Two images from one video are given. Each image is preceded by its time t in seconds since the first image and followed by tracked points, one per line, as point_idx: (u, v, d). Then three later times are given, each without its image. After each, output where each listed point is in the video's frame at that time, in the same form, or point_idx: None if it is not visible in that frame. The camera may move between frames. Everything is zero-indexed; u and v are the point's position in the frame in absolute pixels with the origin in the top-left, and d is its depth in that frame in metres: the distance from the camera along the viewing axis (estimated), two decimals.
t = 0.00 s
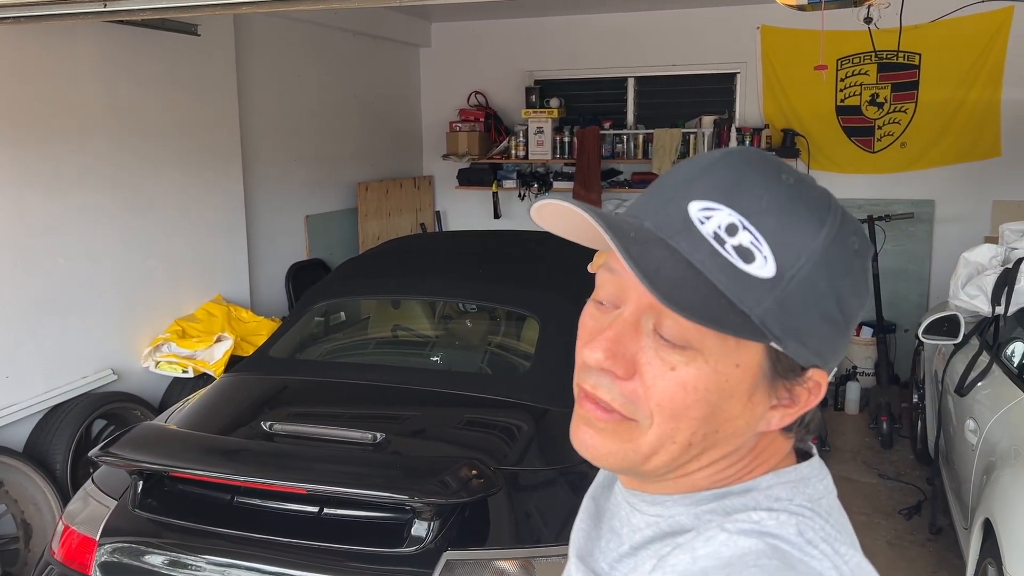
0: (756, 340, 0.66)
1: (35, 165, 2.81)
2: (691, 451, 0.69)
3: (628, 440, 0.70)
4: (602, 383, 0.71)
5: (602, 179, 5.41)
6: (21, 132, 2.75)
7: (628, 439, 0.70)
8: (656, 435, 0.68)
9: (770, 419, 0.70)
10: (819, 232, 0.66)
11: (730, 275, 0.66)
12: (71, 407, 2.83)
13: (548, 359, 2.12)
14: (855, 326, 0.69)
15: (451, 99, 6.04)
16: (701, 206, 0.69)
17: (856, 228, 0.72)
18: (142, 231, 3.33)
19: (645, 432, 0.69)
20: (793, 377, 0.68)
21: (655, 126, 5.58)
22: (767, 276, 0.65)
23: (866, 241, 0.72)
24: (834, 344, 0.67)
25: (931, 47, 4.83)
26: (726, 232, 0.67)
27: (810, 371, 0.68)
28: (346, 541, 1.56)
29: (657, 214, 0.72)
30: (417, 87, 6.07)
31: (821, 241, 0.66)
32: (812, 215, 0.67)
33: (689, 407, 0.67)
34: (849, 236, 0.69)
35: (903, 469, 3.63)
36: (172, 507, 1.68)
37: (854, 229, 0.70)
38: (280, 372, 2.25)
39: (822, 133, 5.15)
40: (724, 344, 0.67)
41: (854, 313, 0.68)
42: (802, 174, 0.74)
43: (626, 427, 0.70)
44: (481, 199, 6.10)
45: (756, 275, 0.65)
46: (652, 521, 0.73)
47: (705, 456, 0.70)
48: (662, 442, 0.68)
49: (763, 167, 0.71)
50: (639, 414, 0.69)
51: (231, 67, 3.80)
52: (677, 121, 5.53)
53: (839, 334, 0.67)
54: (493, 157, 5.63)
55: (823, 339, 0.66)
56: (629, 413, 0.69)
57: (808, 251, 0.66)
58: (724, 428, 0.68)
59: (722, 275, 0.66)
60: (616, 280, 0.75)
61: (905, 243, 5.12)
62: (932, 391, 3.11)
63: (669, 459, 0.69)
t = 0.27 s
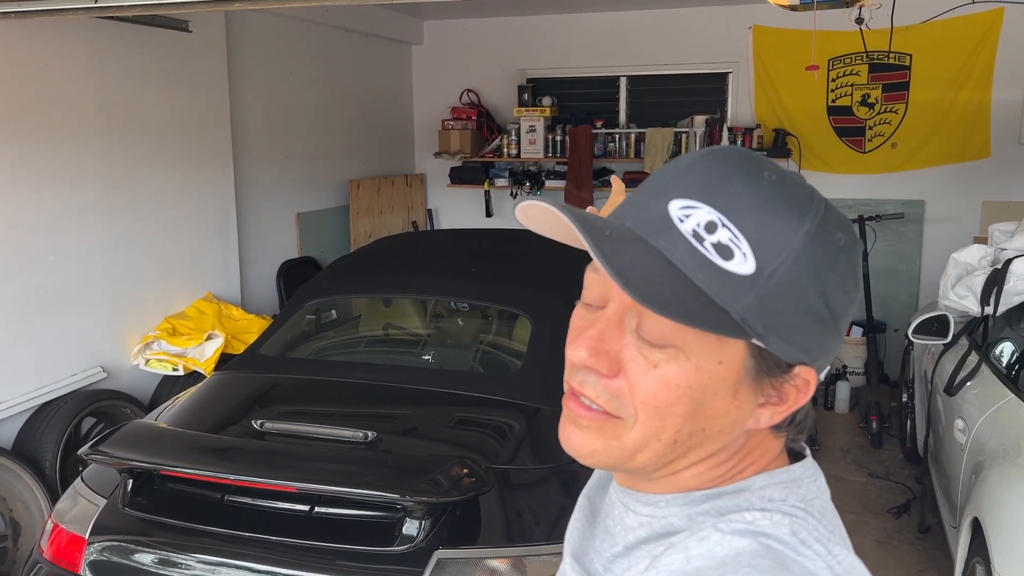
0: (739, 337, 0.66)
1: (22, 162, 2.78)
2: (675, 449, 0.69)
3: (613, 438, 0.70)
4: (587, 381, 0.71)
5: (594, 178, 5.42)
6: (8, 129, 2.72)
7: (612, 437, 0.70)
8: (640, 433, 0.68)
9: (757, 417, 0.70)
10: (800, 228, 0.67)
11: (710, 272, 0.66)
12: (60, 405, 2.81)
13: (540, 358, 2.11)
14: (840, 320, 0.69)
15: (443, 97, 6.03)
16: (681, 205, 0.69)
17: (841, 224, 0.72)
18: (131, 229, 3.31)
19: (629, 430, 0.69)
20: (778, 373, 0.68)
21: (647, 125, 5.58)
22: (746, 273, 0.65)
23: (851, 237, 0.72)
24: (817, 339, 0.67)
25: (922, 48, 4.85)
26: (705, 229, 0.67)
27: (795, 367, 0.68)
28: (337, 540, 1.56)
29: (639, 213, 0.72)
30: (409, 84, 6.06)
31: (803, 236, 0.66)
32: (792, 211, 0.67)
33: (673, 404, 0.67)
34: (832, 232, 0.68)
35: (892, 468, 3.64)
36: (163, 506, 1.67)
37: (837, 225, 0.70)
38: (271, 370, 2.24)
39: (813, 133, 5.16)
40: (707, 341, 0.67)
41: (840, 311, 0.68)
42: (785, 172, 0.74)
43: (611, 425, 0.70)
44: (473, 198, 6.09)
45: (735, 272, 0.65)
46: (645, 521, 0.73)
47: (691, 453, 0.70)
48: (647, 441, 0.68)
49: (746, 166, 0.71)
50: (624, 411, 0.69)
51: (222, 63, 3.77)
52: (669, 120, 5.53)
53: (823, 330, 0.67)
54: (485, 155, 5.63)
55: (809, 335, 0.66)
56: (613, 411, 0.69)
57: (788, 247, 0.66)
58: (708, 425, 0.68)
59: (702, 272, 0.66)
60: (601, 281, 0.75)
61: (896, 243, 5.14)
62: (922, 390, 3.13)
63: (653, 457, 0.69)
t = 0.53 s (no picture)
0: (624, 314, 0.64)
1: (11, 161, 2.77)
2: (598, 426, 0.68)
3: (560, 411, 0.71)
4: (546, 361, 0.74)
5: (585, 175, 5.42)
6: None
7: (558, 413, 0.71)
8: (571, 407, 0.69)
9: (655, 398, 0.64)
10: (676, 195, 0.62)
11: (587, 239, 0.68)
12: (49, 403, 2.80)
13: (530, 358, 2.11)
14: (729, 296, 0.60)
15: (435, 95, 6.02)
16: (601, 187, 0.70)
17: (771, 201, 0.62)
18: (121, 227, 3.30)
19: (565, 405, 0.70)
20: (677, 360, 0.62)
21: (638, 124, 5.58)
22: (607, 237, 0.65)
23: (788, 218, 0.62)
24: (674, 307, 0.61)
25: (912, 48, 4.87)
26: (597, 216, 0.67)
27: (655, 335, 0.63)
28: (327, 539, 1.55)
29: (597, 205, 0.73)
30: (400, 82, 6.04)
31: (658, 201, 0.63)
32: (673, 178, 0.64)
33: (585, 383, 0.67)
34: (705, 196, 0.62)
35: (880, 466, 3.66)
36: (151, 505, 1.66)
37: (753, 199, 0.62)
38: (262, 368, 2.23)
39: (804, 132, 5.18)
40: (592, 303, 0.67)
41: (721, 284, 0.60)
42: (745, 160, 0.67)
43: (557, 403, 0.71)
44: (464, 195, 6.08)
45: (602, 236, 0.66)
46: (640, 524, 0.65)
47: (603, 423, 0.68)
48: (561, 402, 0.70)
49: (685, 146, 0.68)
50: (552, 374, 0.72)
51: (213, 61, 3.76)
52: (661, 118, 5.54)
53: (690, 302, 0.60)
54: (476, 153, 5.62)
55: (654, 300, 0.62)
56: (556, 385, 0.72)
57: (650, 213, 0.63)
58: (608, 397, 0.66)
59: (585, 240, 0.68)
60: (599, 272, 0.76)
61: (885, 242, 5.16)
62: (910, 389, 3.15)
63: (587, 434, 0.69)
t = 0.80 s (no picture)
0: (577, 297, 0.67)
1: None
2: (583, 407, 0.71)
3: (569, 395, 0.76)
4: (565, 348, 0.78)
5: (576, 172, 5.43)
6: None
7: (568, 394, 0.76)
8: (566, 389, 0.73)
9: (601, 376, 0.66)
10: (615, 178, 0.66)
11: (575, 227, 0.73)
12: (37, 398, 2.78)
13: (521, 353, 2.11)
14: (634, 269, 0.61)
15: (425, 91, 6.01)
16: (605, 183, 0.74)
17: (691, 179, 0.62)
18: (109, 221, 3.28)
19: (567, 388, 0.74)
20: (607, 339, 0.64)
21: (629, 121, 5.59)
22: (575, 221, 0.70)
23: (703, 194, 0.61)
24: (595, 280, 0.64)
25: (900, 46, 4.90)
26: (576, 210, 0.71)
27: (587, 304, 0.66)
28: (318, 533, 1.56)
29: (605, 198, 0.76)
30: (391, 77, 6.03)
31: (606, 184, 0.66)
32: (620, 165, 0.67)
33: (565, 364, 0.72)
34: (638, 175, 0.64)
35: (868, 462, 3.69)
36: (141, 499, 1.66)
37: (675, 178, 0.62)
38: (252, 363, 2.23)
39: (793, 130, 5.20)
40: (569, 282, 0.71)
41: (633, 254, 0.61)
42: (706, 147, 0.66)
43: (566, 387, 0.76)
44: (455, 192, 6.08)
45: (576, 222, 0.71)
46: (626, 508, 0.64)
47: (580, 398, 0.71)
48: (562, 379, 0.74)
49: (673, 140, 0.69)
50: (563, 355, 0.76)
51: (202, 55, 3.75)
52: (651, 116, 5.55)
53: (604, 274, 0.63)
54: (467, 149, 5.62)
55: (585, 271, 0.65)
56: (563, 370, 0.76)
57: (599, 195, 0.66)
58: (575, 372, 0.70)
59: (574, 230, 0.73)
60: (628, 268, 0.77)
61: (874, 240, 5.19)
62: (898, 386, 3.17)
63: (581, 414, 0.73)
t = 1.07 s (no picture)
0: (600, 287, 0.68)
1: None
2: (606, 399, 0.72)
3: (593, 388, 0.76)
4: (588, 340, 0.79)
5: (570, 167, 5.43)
6: None
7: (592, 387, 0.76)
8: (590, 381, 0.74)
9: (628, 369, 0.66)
10: (637, 166, 0.66)
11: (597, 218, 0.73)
12: (30, 389, 2.77)
13: (520, 346, 2.11)
14: (656, 255, 0.62)
15: (420, 84, 5.99)
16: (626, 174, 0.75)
17: (713, 166, 0.62)
18: (103, 212, 3.26)
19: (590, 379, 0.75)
20: (631, 328, 0.65)
21: (624, 116, 5.59)
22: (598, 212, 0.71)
23: (726, 179, 0.61)
24: (618, 267, 0.65)
25: (894, 44, 4.93)
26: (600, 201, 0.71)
27: (610, 292, 0.66)
28: (317, 524, 1.55)
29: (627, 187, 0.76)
30: (385, 71, 6.01)
31: (629, 173, 0.67)
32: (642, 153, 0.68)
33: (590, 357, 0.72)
34: (659, 163, 0.64)
35: (861, 457, 3.71)
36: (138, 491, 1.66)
37: (697, 165, 0.63)
38: (248, 355, 2.22)
39: (787, 126, 5.20)
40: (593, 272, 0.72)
41: (655, 242, 0.62)
42: (728, 136, 0.67)
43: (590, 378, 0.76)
44: (448, 186, 6.07)
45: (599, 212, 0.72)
46: (651, 500, 0.64)
47: (602, 388, 0.72)
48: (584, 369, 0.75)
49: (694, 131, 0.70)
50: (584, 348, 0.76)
51: (197, 45, 3.72)
52: (646, 111, 5.55)
53: (627, 261, 0.63)
54: (461, 143, 5.61)
55: (609, 259, 0.66)
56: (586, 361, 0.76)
57: (622, 184, 0.67)
58: (597, 362, 0.70)
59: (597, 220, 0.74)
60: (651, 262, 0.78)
61: (867, 236, 5.22)
62: (891, 382, 3.18)
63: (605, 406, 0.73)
